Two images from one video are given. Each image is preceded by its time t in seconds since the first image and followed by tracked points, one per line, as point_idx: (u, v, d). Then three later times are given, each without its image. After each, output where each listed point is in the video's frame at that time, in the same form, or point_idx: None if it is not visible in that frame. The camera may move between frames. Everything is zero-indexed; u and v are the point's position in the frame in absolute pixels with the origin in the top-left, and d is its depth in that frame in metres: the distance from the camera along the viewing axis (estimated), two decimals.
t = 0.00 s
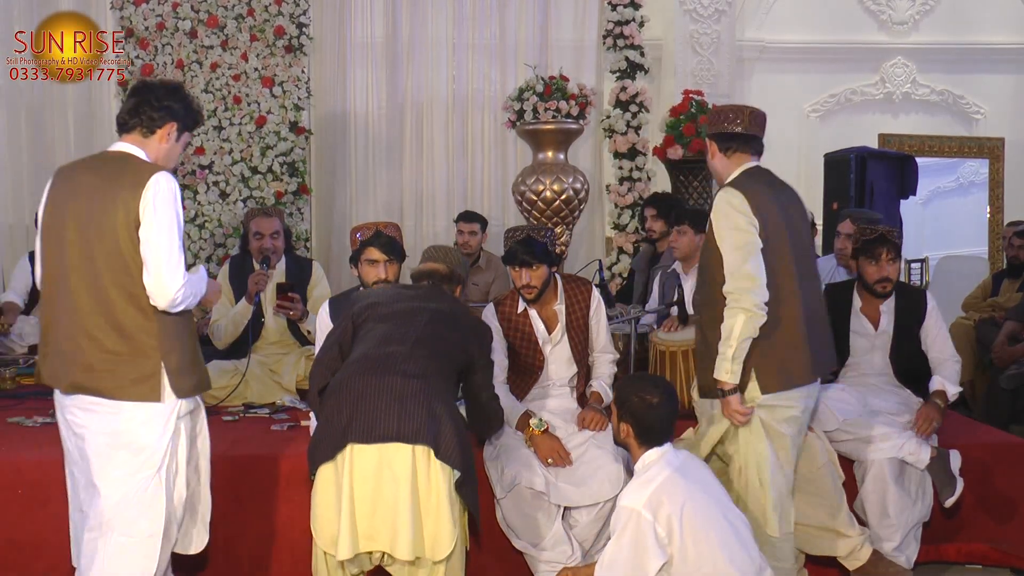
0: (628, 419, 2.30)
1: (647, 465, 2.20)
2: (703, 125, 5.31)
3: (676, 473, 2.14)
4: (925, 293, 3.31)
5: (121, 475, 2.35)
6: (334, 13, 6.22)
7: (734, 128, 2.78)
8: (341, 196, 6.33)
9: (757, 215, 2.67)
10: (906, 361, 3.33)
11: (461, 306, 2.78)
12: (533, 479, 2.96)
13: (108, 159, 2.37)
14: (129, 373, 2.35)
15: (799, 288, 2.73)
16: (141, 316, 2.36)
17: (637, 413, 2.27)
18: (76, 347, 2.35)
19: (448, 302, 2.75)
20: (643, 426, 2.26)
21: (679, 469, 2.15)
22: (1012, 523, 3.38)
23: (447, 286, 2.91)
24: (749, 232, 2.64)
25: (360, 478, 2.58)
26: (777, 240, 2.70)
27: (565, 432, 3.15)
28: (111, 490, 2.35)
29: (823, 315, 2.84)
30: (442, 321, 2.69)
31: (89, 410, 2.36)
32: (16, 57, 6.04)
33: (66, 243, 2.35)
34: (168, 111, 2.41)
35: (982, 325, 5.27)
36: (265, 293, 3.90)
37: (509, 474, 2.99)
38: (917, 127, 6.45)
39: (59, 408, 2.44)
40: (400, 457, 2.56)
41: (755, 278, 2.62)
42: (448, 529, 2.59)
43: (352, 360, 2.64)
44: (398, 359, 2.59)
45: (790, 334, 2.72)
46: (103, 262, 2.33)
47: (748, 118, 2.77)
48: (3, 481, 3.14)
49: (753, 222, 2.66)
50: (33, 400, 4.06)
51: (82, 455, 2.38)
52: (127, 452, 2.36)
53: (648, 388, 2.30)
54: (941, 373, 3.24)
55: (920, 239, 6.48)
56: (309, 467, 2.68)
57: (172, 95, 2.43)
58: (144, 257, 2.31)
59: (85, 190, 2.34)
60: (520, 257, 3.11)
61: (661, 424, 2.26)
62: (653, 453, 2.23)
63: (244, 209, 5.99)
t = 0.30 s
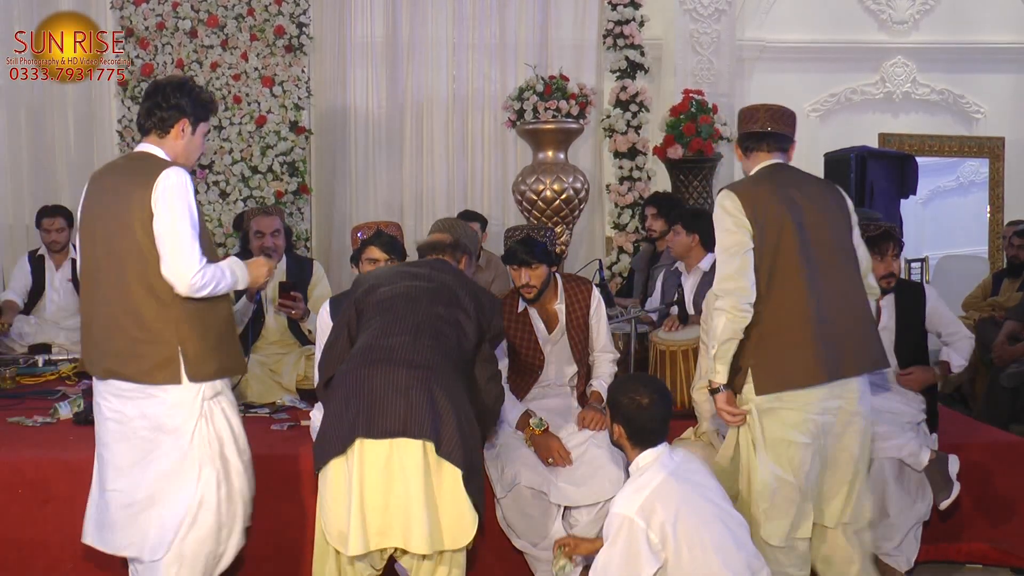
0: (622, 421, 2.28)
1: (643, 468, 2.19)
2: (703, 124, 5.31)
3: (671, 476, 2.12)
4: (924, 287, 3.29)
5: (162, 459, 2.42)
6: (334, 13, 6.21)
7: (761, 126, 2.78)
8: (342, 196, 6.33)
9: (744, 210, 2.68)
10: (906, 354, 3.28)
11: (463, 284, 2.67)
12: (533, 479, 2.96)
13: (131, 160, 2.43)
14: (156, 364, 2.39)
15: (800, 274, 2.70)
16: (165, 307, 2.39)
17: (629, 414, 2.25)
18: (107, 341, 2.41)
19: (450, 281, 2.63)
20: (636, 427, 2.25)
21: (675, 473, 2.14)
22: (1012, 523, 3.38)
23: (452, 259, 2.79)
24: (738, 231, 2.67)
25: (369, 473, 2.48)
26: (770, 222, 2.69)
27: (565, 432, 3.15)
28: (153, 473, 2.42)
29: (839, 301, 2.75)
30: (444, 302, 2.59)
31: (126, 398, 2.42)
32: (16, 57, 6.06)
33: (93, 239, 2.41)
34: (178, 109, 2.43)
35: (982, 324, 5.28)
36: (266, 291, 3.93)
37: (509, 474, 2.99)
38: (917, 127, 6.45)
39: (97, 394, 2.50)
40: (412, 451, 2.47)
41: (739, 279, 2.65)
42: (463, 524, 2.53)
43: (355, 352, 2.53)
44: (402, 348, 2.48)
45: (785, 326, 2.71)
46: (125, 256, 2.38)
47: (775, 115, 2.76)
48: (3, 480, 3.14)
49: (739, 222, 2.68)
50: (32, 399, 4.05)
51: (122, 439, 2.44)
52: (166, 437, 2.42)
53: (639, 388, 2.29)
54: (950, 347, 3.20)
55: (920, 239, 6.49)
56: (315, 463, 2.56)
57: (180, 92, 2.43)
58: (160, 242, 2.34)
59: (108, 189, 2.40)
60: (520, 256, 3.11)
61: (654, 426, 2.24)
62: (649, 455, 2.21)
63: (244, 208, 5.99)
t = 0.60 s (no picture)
0: (615, 425, 2.24)
1: (635, 473, 2.11)
2: (703, 124, 5.31)
3: (664, 483, 2.05)
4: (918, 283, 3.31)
5: (194, 447, 2.53)
6: (334, 12, 6.20)
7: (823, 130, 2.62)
8: (342, 195, 6.33)
9: (770, 215, 2.55)
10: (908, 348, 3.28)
11: (452, 275, 2.59)
12: (532, 478, 2.96)
13: (149, 160, 2.50)
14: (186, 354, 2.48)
15: (832, 275, 2.54)
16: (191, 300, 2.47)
17: (620, 419, 2.21)
18: (133, 336, 2.48)
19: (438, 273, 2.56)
20: (628, 431, 2.21)
21: (668, 479, 2.06)
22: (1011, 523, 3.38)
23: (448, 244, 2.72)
24: (759, 234, 2.55)
25: (363, 477, 2.47)
26: (802, 225, 2.53)
27: (566, 431, 3.15)
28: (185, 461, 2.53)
29: (875, 301, 2.55)
30: (432, 297, 2.52)
31: (146, 389, 2.50)
32: (16, 57, 6.07)
33: (117, 238, 2.48)
34: (187, 109, 2.50)
35: (983, 324, 5.27)
36: (268, 290, 3.94)
37: (509, 474, 3.00)
38: (917, 126, 6.45)
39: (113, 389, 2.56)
40: (403, 454, 2.45)
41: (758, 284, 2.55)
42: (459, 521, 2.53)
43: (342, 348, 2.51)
44: (388, 349, 2.46)
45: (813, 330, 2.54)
46: (152, 252, 2.45)
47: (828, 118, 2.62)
48: (3, 480, 3.14)
49: (764, 225, 2.55)
50: (32, 399, 4.05)
51: (149, 432, 2.51)
52: (196, 426, 2.52)
53: (629, 392, 2.25)
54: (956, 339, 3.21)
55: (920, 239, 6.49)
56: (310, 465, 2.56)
57: (187, 91, 2.49)
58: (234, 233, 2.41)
59: (133, 189, 2.47)
60: (520, 256, 3.10)
61: (644, 429, 2.20)
62: (641, 459, 2.14)
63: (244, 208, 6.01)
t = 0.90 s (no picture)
0: (614, 427, 2.24)
1: (633, 475, 2.12)
2: (703, 124, 5.30)
3: (660, 485, 2.05)
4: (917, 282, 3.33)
5: (237, 441, 2.51)
6: (334, 12, 6.19)
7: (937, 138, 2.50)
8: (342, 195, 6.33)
9: (863, 211, 2.47)
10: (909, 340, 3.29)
11: (427, 271, 2.48)
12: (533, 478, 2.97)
13: (180, 158, 2.45)
14: (230, 354, 2.44)
15: (921, 275, 2.42)
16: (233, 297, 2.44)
17: (619, 420, 2.21)
18: (168, 339, 2.43)
19: (412, 270, 2.45)
20: (627, 433, 2.20)
21: (664, 481, 2.06)
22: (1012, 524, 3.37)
23: (427, 236, 2.61)
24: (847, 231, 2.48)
25: (337, 483, 2.41)
26: (893, 222, 2.43)
27: (566, 432, 3.15)
28: (228, 455, 2.51)
29: (967, 300, 2.41)
30: (406, 295, 2.42)
31: (192, 386, 2.46)
32: (16, 57, 6.10)
33: (157, 239, 2.42)
34: (214, 109, 2.47)
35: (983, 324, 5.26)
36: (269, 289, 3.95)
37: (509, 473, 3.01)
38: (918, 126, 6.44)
39: (147, 384, 2.50)
40: (377, 460, 2.39)
41: (845, 276, 2.47)
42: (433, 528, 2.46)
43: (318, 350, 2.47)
44: (359, 352, 2.38)
45: (898, 330, 2.45)
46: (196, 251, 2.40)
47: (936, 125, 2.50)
48: (3, 480, 3.14)
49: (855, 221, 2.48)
50: (32, 399, 4.06)
51: (191, 427, 2.48)
52: (240, 419, 2.51)
53: (628, 394, 2.25)
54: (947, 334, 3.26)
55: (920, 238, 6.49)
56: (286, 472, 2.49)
57: (213, 90, 2.46)
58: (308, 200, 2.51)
59: (171, 186, 2.42)
60: (520, 256, 3.10)
61: (644, 431, 2.20)
62: (639, 461, 2.14)
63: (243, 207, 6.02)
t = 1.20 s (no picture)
0: (614, 426, 2.24)
1: (633, 475, 2.12)
2: (703, 123, 5.30)
3: (659, 485, 2.05)
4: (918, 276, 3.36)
5: (258, 439, 2.54)
6: (335, 11, 6.19)
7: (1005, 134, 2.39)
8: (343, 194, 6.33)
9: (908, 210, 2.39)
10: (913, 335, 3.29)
11: (414, 268, 2.43)
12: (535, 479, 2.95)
13: (207, 157, 2.48)
14: (252, 353, 2.49)
15: (969, 274, 2.33)
16: (257, 298, 2.49)
17: (620, 420, 2.21)
18: (191, 337, 2.46)
19: (398, 268, 2.41)
20: (627, 434, 2.21)
21: (665, 482, 2.07)
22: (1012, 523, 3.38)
23: (423, 236, 2.58)
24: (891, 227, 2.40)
25: (319, 488, 2.38)
26: (939, 220, 2.35)
27: (565, 431, 3.14)
28: (249, 453, 2.54)
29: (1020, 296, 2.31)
30: (391, 294, 2.38)
31: (218, 384, 2.49)
32: (16, 57, 6.04)
33: (187, 236, 2.46)
34: (247, 108, 2.48)
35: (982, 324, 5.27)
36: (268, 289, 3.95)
37: (511, 472, 2.99)
38: (917, 126, 6.43)
39: (168, 381, 2.51)
40: (360, 467, 2.36)
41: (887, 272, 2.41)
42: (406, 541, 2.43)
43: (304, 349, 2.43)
44: (345, 354, 2.35)
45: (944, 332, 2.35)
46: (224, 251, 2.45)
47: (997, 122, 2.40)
48: (2, 479, 3.14)
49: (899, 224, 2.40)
50: (32, 398, 4.06)
51: (212, 426, 2.50)
52: (261, 418, 2.54)
53: (630, 394, 2.25)
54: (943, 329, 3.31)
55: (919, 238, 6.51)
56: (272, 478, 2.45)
57: (246, 90, 2.48)
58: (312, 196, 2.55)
59: (199, 185, 2.46)
60: (519, 257, 3.10)
61: (645, 431, 2.20)
62: (638, 461, 2.14)
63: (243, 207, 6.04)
